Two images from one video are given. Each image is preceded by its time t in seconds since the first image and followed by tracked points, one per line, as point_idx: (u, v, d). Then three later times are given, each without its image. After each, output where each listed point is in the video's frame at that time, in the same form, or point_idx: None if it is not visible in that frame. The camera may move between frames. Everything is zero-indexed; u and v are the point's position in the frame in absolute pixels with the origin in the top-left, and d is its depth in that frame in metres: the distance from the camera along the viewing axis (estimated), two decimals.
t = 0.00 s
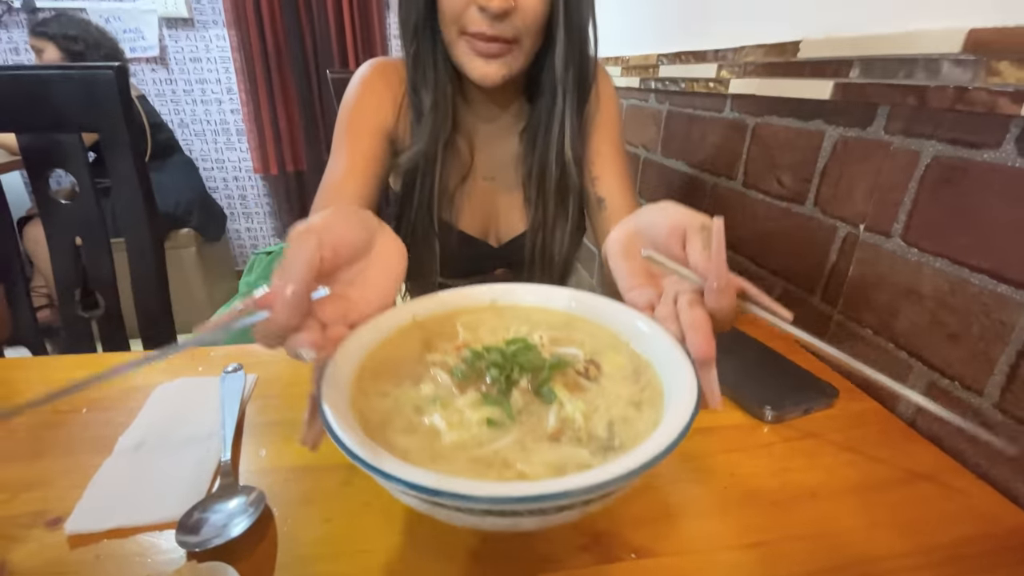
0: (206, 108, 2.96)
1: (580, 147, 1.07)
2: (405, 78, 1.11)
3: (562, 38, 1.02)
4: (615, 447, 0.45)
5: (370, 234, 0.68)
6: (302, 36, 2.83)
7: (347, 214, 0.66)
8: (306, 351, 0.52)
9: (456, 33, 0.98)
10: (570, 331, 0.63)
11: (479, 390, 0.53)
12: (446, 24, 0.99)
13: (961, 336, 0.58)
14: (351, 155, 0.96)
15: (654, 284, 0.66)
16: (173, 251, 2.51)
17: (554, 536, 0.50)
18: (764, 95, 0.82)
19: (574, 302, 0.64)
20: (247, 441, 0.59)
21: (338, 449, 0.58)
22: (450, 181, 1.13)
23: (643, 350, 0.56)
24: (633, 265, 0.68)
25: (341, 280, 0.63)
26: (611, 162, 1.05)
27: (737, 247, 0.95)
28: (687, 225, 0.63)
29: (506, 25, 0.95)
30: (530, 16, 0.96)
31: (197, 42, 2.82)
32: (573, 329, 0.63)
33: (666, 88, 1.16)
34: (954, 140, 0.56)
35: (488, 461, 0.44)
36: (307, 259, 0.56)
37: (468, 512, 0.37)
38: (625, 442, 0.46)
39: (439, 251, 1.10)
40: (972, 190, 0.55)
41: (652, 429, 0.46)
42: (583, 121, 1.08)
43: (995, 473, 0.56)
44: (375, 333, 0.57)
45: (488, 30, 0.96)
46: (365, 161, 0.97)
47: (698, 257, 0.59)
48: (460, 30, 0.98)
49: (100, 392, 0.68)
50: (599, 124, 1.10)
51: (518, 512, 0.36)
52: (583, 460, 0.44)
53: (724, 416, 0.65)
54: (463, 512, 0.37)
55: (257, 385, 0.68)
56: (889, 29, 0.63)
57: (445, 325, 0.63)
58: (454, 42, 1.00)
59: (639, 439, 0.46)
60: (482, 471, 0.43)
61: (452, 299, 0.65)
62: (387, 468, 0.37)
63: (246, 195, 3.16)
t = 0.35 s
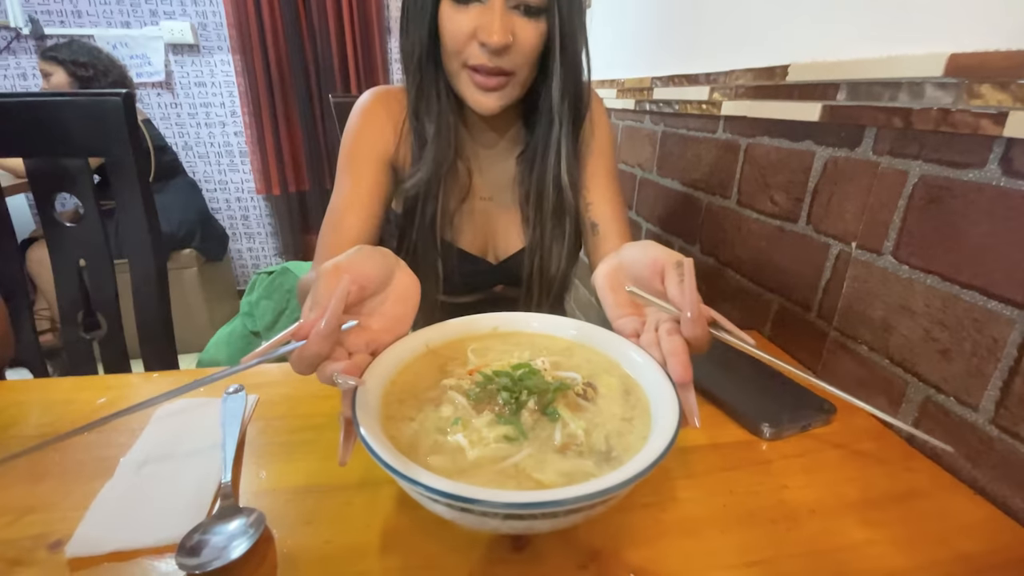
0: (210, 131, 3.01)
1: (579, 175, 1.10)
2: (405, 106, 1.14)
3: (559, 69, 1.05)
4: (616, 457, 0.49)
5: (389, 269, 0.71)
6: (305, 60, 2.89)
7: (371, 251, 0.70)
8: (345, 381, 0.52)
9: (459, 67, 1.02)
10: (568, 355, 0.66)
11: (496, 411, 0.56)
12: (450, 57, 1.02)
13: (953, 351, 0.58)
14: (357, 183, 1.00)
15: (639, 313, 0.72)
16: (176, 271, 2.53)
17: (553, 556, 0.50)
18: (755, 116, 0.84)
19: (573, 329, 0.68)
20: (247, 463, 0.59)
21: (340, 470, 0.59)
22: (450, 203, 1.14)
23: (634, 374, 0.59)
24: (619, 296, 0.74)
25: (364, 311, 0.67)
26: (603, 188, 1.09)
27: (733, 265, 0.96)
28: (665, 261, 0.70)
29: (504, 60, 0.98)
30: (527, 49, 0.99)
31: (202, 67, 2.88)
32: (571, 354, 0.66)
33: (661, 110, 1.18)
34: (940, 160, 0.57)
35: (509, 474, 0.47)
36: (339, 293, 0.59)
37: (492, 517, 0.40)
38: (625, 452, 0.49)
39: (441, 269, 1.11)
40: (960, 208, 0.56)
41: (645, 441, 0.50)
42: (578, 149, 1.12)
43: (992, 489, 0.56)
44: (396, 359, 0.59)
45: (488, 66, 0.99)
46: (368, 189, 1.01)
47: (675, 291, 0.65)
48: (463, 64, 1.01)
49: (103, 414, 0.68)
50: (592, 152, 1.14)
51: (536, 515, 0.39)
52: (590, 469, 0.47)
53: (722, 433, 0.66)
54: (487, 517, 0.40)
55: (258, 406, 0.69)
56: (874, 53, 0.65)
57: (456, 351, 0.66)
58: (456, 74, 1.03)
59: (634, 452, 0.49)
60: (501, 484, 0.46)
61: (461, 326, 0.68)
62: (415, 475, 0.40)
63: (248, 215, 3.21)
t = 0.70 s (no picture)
0: (213, 153, 3.05)
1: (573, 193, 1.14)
2: (405, 130, 1.17)
3: (550, 95, 1.08)
4: (611, 447, 0.55)
5: (394, 284, 0.72)
6: (307, 84, 2.94)
7: (379, 267, 0.71)
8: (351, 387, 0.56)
9: (457, 92, 1.04)
10: (562, 357, 0.72)
11: (497, 411, 0.61)
12: (449, 84, 1.04)
13: (947, 367, 0.59)
14: (360, 205, 1.01)
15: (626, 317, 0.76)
16: (175, 291, 2.53)
17: None
18: (747, 137, 0.86)
19: (568, 334, 0.74)
20: (244, 483, 0.59)
21: (337, 491, 0.59)
22: (448, 221, 1.16)
23: (624, 373, 0.66)
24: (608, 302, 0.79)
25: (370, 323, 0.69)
26: (599, 208, 1.12)
27: (728, 282, 0.97)
28: (647, 268, 0.74)
29: (499, 86, 1.00)
30: (521, 77, 1.02)
31: (206, 92, 2.93)
32: (565, 356, 0.72)
33: (655, 131, 1.21)
34: (927, 179, 0.58)
35: (514, 465, 0.52)
36: (348, 303, 0.61)
37: (500, 504, 0.45)
38: (618, 443, 0.55)
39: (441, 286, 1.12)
40: (948, 226, 0.57)
41: (638, 427, 0.56)
42: (571, 167, 1.16)
43: (992, 506, 0.55)
44: (402, 366, 0.63)
45: (484, 91, 1.01)
46: (370, 211, 1.02)
47: (657, 295, 0.69)
48: (461, 90, 1.03)
49: (102, 436, 0.68)
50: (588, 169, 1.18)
51: (539, 500, 0.45)
52: (588, 459, 0.53)
53: (719, 451, 0.66)
54: (496, 505, 0.45)
55: (256, 427, 0.69)
56: (860, 76, 0.67)
57: (457, 357, 0.70)
58: (454, 100, 1.06)
59: (628, 439, 0.55)
60: (511, 474, 0.51)
61: (460, 334, 0.72)
62: (434, 470, 0.45)
63: (249, 236, 3.23)
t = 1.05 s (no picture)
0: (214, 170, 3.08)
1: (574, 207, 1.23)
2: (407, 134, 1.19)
3: (550, 101, 1.11)
4: (608, 463, 0.55)
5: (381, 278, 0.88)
6: (308, 103, 2.98)
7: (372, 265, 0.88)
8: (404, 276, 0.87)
9: (459, 97, 1.06)
10: (560, 374, 0.72)
11: (494, 427, 0.61)
12: (451, 89, 1.06)
13: (941, 381, 0.59)
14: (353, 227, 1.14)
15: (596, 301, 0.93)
16: (176, 308, 2.54)
17: None
18: (740, 154, 0.88)
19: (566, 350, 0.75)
20: (243, 502, 0.60)
21: (335, 509, 0.59)
22: (449, 228, 1.17)
23: (622, 389, 0.66)
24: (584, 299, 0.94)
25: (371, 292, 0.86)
26: (605, 220, 1.21)
27: (725, 296, 0.98)
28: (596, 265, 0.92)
29: (501, 90, 1.02)
30: (522, 83, 1.04)
31: (208, 109, 2.97)
32: (562, 373, 0.72)
33: (650, 147, 1.23)
34: (916, 195, 0.59)
35: (513, 482, 0.53)
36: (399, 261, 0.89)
37: (500, 520, 0.45)
38: (615, 459, 0.56)
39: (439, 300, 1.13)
40: (938, 242, 0.58)
41: (636, 443, 0.56)
42: (569, 171, 1.19)
43: (990, 519, 0.55)
44: (399, 382, 0.64)
45: (485, 96, 1.03)
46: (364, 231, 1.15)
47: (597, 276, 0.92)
48: (463, 95, 1.05)
49: (100, 454, 0.68)
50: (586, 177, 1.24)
51: (539, 516, 0.45)
52: (586, 475, 0.53)
53: (717, 466, 0.66)
54: (495, 521, 0.45)
55: (254, 444, 0.69)
56: (850, 95, 0.69)
57: (454, 373, 0.71)
58: (456, 104, 1.08)
59: (625, 455, 0.56)
60: (511, 490, 0.51)
61: (459, 351, 0.73)
62: (433, 487, 0.45)
63: (249, 251, 3.25)
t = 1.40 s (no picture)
0: (215, 185, 3.10)
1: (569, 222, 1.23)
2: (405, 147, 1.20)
3: (545, 116, 1.12)
4: (604, 477, 0.55)
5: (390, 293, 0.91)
6: (309, 118, 3.01)
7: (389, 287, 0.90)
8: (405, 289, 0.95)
9: (457, 112, 1.06)
10: (555, 387, 0.72)
11: (490, 441, 0.61)
12: (448, 105, 1.07)
13: (936, 393, 0.59)
14: (335, 243, 1.20)
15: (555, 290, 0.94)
16: (175, 321, 2.54)
17: None
18: (734, 169, 0.89)
19: (562, 363, 0.75)
20: (239, 518, 0.59)
21: (331, 524, 0.59)
22: (443, 243, 1.18)
23: (617, 402, 0.66)
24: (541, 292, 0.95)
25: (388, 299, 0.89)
26: (599, 235, 1.26)
27: (721, 309, 0.98)
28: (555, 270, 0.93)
29: (499, 106, 1.04)
30: (518, 99, 1.06)
31: (210, 125, 3.00)
32: (557, 386, 0.73)
33: (646, 162, 1.24)
34: (907, 209, 0.60)
35: (509, 496, 0.53)
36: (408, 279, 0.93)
37: (494, 535, 0.45)
38: (611, 473, 0.56)
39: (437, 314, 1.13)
40: (929, 255, 0.58)
41: (631, 458, 0.56)
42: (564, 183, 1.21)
43: (987, 531, 0.55)
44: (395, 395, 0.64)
45: (483, 112, 1.04)
46: (343, 247, 1.20)
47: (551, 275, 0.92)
48: (460, 111, 1.06)
49: (97, 470, 0.68)
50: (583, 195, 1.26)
51: (534, 531, 0.45)
52: (581, 489, 0.53)
53: (713, 479, 0.66)
54: (490, 536, 0.45)
55: (251, 459, 0.69)
56: (840, 111, 0.70)
57: (449, 387, 0.71)
58: (454, 119, 1.08)
59: (620, 469, 0.56)
60: (506, 505, 0.51)
61: (456, 365, 0.73)
62: (429, 501, 0.45)
63: (249, 265, 3.26)
